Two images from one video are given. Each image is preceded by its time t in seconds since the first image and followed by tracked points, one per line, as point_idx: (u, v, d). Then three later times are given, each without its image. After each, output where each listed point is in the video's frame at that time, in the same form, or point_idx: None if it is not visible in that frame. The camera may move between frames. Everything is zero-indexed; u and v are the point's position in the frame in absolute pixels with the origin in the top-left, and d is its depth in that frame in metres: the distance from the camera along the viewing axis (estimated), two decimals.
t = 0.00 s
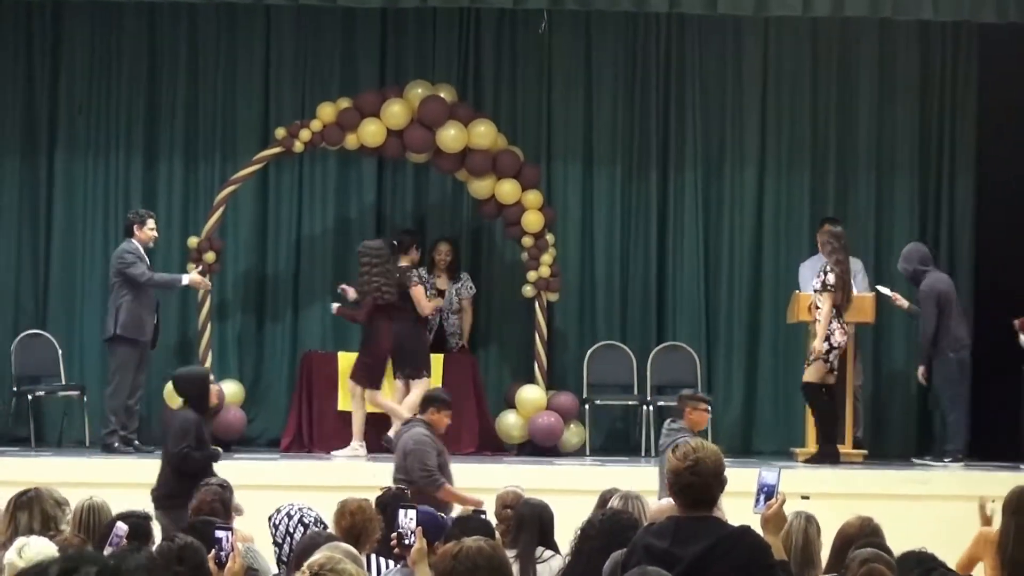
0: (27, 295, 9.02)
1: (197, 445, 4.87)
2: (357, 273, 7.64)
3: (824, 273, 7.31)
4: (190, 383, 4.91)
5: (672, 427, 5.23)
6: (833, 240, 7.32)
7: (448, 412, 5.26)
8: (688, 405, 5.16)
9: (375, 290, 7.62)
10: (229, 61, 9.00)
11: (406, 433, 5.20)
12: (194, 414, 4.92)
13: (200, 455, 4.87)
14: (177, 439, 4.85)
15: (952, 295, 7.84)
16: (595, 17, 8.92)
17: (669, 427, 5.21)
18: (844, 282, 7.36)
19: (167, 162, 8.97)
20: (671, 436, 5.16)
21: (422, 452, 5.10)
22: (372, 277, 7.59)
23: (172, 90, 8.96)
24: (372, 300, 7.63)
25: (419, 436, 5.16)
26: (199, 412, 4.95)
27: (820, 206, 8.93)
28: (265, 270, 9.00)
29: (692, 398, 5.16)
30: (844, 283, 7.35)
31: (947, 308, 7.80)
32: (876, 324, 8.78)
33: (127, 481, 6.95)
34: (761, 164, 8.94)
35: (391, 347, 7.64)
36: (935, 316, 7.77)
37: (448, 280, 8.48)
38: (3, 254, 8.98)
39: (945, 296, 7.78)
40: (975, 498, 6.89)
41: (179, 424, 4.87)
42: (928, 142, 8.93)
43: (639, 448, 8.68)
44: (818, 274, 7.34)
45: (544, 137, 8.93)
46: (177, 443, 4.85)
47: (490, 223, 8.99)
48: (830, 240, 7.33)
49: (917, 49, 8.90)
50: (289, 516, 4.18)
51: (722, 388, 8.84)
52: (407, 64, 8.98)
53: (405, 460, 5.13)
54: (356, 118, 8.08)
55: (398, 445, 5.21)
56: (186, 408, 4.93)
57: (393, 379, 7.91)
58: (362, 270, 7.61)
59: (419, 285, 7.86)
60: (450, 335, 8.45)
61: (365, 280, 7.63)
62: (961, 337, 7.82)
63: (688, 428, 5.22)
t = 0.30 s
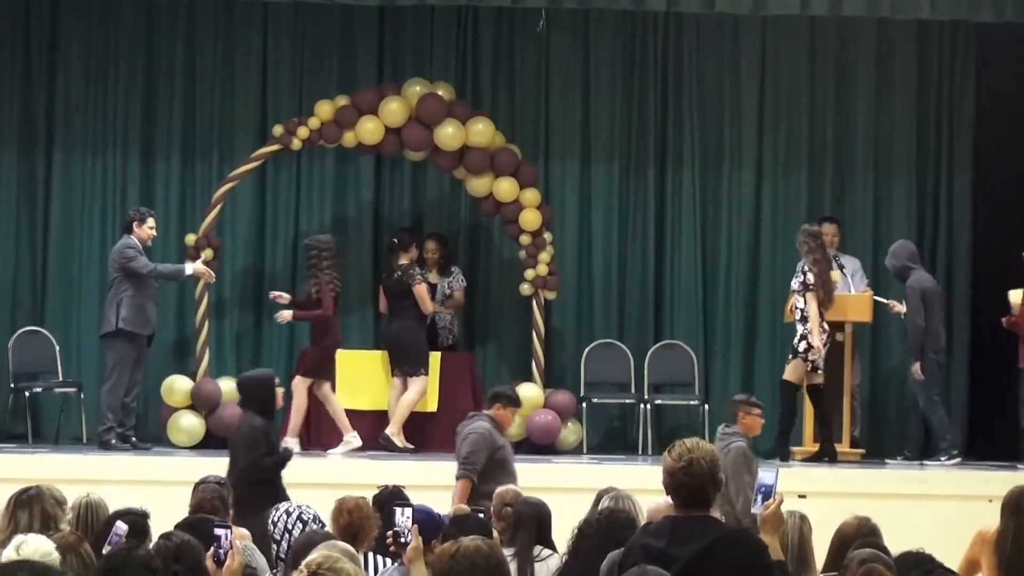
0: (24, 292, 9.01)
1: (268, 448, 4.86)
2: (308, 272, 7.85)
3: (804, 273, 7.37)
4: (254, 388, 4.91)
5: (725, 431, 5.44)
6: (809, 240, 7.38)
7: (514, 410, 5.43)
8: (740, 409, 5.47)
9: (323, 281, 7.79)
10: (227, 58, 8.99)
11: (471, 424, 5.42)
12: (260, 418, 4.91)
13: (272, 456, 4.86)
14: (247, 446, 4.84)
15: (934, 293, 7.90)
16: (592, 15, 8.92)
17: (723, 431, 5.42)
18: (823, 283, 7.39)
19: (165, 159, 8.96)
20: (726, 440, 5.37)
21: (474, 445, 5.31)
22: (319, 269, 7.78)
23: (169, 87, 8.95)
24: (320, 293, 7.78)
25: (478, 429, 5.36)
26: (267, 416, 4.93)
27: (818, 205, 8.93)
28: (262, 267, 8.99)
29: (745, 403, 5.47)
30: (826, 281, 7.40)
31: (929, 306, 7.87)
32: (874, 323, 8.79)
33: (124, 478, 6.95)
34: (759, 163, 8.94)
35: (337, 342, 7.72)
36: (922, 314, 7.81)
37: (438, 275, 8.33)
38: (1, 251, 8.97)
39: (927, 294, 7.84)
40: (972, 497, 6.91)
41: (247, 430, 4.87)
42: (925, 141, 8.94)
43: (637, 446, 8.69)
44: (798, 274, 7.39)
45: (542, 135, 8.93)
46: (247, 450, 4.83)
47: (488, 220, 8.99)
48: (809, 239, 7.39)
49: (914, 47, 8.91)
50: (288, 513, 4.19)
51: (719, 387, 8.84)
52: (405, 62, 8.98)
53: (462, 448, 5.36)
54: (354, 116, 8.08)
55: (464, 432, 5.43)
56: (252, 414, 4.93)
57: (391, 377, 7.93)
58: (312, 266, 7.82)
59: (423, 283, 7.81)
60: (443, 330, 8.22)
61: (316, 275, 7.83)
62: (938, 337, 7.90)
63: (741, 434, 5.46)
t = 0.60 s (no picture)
0: (21, 285, 9.02)
1: (333, 437, 4.80)
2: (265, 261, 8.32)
3: (778, 266, 7.45)
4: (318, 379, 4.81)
5: (775, 419, 5.34)
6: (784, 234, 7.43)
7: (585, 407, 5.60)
8: (791, 396, 5.31)
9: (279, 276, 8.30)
10: (224, 52, 8.99)
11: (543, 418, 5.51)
12: (322, 409, 4.83)
13: (339, 445, 4.82)
14: (315, 436, 4.77)
15: (923, 284, 7.80)
16: (590, 8, 8.92)
17: (772, 417, 5.32)
18: (796, 276, 7.47)
19: (162, 153, 8.95)
20: (775, 424, 5.27)
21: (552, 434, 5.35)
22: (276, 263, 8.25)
23: (166, 81, 8.94)
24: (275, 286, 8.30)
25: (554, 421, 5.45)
26: (329, 407, 4.84)
27: (815, 197, 8.92)
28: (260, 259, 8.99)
29: (794, 390, 5.33)
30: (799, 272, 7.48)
31: (916, 295, 7.77)
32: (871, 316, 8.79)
33: (121, 471, 6.96)
34: (757, 155, 8.94)
35: (288, 333, 8.25)
36: (906, 303, 7.75)
37: (429, 266, 8.22)
38: None
39: (913, 284, 7.76)
40: (969, 489, 6.92)
41: (311, 420, 4.78)
42: (922, 134, 8.93)
43: (634, 438, 8.69)
44: (772, 266, 7.49)
45: (540, 127, 8.93)
46: (314, 441, 4.77)
47: (486, 213, 8.99)
48: (781, 233, 7.47)
49: (912, 39, 8.90)
50: (288, 504, 4.20)
51: (716, 380, 8.86)
52: (403, 54, 8.98)
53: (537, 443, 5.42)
54: (351, 108, 8.07)
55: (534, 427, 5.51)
56: (313, 404, 4.83)
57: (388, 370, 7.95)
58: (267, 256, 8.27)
59: (418, 275, 7.81)
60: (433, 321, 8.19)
61: (273, 266, 8.31)
62: (925, 329, 7.83)
63: (790, 419, 5.33)
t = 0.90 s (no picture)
0: (24, 278, 9.02)
1: (402, 431, 4.67)
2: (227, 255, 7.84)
3: (746, 262, 7.55)
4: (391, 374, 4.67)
5: (829, 421, 5.56)
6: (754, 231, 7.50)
7: (650, 402, 5.54)
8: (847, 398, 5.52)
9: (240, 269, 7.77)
10: (227, 45, 8.98)
11: (608, 420, 5.45)
12: (391, 403, 4.68)
13: (409, 439, 4.71)
14: (384, 432, 4.64)
15: (916, 278, 7.80)
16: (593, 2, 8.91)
17: (827, 419, 5.53)
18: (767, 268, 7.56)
19: (165, 146, 8.95)
20: (830, 428, 5.49)
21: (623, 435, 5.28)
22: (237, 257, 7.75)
23: (170, 74, 8.94)
24: (238, 280, 7.80)
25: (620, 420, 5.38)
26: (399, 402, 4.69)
27: (817, 192, 8.92)
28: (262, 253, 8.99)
29: (849, 391, 5.53)
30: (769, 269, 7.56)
31: (906, 290, 7.78)
32: (873, 311, 8.79)
33: (123, 465, 6.97)
34: (759, 149, 8.93)
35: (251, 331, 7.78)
36: (897, 299, 7.75)
37: (429, 259, 8.29)
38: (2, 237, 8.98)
39: (903, 278, 7.77)
40: (970, 484, 6.93)
41: (380, 415, 4.64)
42: (925, 128, 8.92)
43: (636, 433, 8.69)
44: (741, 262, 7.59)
45: (542, 121, 8.93)
46: (382, 437, 4.65)
47: (488, 206, 9.00)
48: (750, 227, 7.51)
49: (915, 34, 8.89)
50: (294, 497, 4.18)
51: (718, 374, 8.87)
52: (406, 48, 8.98)
53: (610, 445, 5.33)
54: (354, 102, 8.08)
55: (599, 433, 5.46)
56: (383, 398, 4.69)
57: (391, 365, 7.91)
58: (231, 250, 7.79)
59: (417, 269, 7.75)
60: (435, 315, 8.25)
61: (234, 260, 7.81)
62: (918, 325, 7.82)
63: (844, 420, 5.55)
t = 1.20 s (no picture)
0: (25, 276, 9.02)
1: (461, 435, 4.77)
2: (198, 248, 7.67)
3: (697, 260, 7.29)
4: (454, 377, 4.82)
5: (881, 416, 5.59)
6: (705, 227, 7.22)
7: (715, 392, 5.38)
8: (898, 393, 5.54)
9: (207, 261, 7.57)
10: (230, 42, 8.98)
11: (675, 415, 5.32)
12: (453, 406, 4.83)
13: (467, 442, 4.79)
14: (443, 433, 4.75)
15: (905, 276, 7.72)
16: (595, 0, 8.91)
17: (879, 414, 5.57)
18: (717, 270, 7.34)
19: (167, 143, 8.96)
20: (883, 423, 5.53)
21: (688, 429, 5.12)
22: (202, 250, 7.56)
23: (172, 72, 8.94)
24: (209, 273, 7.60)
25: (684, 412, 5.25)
26: (460, 406, 4.85)
27: (819, 190, 8.92)
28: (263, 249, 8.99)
29: (902, 386, 5.55)
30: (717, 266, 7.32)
31: (895, 289, 7.69)
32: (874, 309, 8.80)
33: (124, 462, 6.96)
34: (761, 147, 8.93)
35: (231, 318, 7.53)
36: (885, 298, 7.64)
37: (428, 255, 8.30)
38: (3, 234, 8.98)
39: (891, 277, 7.67)
40: (971, 483, 6.93)
41: (441, 416, 4.78)
42: (927, 126, 8.91)
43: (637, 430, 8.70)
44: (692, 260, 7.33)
45: (544, 120, 8.93)
46: (440, 437, 4.75)
47: (490, 204, 8.99)
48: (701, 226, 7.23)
49: (917, 33, 8.88)
50: (300, 494, 4.11)
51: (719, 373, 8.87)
52: (408, 45, 8.98)
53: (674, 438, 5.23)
54: (356, 99, 8.08)
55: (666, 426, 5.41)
56: (445, 401, 4.84)
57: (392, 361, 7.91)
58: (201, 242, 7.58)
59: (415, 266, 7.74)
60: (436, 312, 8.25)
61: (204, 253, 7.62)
62: (907, 323, 7.74)
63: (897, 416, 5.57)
